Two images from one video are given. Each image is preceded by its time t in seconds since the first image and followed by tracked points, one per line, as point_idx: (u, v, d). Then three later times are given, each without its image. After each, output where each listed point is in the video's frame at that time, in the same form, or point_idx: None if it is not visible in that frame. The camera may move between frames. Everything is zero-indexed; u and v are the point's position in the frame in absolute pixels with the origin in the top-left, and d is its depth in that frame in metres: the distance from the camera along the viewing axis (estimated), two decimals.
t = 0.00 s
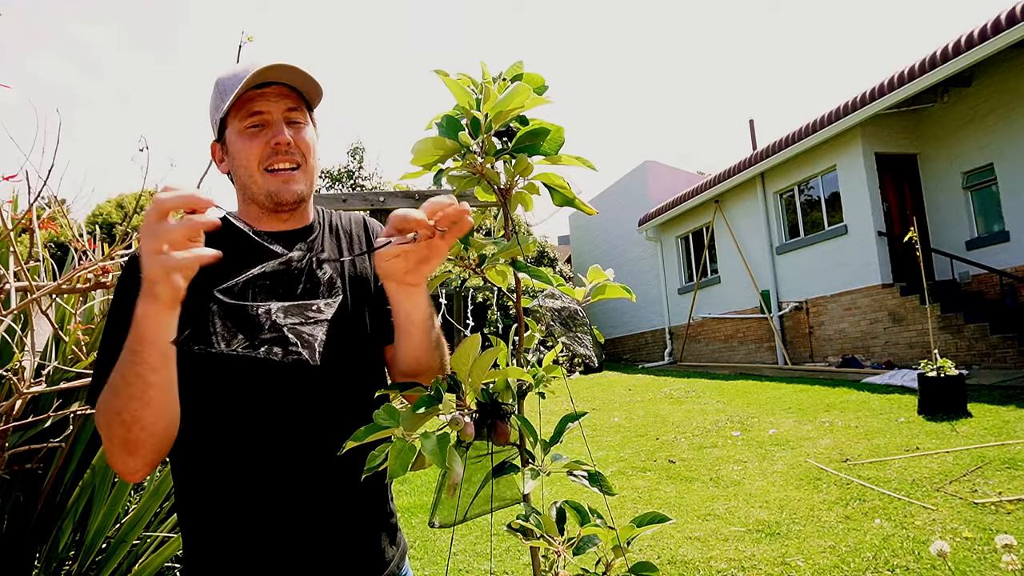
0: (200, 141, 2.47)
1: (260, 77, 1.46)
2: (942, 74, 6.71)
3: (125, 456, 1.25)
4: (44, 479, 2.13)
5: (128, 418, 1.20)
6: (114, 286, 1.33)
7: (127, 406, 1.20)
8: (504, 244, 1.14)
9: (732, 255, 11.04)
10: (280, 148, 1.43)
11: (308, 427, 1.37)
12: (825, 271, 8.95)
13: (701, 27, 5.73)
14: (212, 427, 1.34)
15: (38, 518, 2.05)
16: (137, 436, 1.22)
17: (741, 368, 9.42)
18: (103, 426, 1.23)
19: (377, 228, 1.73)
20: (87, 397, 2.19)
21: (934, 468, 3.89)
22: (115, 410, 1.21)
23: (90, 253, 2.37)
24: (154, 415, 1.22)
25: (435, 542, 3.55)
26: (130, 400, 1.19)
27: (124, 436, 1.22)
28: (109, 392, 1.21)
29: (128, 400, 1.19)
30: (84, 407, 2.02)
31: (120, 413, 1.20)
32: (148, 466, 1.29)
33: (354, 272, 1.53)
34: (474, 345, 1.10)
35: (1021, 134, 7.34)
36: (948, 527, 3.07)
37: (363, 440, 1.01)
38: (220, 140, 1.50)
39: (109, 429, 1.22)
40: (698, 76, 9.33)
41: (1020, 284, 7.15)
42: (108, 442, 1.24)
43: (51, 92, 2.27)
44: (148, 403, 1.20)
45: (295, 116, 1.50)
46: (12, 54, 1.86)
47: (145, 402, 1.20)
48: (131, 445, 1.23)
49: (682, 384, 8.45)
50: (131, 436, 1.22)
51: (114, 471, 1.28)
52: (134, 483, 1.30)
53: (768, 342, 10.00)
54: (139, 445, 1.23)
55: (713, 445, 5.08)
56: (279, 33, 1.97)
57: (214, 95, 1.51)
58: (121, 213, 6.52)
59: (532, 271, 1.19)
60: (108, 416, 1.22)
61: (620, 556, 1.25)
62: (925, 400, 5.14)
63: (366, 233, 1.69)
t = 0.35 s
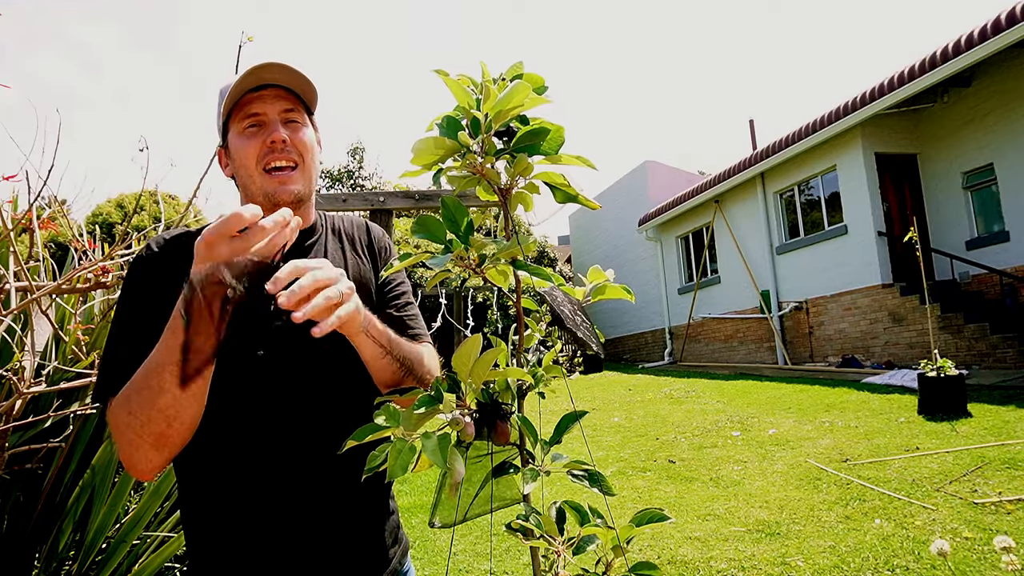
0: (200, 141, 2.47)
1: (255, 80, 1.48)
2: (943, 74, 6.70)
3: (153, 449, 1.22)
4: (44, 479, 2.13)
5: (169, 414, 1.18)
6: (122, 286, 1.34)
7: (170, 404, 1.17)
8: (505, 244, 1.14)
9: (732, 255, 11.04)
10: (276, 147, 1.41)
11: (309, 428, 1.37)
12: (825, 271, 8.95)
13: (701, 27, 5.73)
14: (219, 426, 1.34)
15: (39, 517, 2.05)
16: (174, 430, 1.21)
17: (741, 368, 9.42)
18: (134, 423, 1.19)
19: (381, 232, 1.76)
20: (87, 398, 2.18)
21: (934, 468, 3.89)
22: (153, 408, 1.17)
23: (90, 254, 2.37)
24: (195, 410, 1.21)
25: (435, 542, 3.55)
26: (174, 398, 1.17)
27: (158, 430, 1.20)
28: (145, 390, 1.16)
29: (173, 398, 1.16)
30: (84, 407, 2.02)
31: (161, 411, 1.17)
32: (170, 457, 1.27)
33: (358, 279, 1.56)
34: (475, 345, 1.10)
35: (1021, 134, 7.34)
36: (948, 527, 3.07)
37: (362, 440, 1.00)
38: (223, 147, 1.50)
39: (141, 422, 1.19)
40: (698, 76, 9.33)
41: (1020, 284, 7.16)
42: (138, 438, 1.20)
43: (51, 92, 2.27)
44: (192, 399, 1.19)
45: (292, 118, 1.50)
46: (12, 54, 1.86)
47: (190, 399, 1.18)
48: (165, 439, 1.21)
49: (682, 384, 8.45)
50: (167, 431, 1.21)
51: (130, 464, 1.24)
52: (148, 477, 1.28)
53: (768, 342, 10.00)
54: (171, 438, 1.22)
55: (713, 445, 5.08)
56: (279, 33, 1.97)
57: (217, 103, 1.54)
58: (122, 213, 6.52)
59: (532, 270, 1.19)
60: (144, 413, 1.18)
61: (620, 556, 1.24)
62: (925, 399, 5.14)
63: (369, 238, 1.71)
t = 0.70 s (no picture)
0: (200, 141, 2.47)
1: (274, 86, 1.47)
2: (943, 74, 6.70)
3: (161, 442, 1.20)
4: (44, 479, 2.13)
5: (179, 402, 1.16)
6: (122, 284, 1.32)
7: (182, 392, 1.16)
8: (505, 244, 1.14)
9: (732, 255, 11.04)
10: (285, 156, 1.42)
11: (309, 427, 1.38)
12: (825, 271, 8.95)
13: (701, 27, 5.72)
14: (219, 425, 1.33)
15: (39, 517, 2.05)
16: (184, 422, 1.19)
17: (741, 368, 9.42)
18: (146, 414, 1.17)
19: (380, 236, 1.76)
20: (87, 398, 2.18)
21: (934, 468, 3.89)
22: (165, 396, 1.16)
23: (90, 253, 2.37)
24: (205, 398, 1.19)
25: (435, 542, 3.55)
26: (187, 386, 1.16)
27: (168, 420, 1.18)
28: (160, 378, 1.15)
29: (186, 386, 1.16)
30: (84, 407, 2.02)
31: (173, 400, 1.16)
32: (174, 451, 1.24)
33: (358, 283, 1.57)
34: (476, 344, 1.10)
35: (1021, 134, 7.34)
36: (948, 528, 3.07)
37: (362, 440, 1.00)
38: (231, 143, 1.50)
39: (152, 413, 1.17)
40: (698, 76, 9.33)
41: (1020, 284, 7.16)
42: (148, 430, 1.18)
43: (51, 92, 2.26)
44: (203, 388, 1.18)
45: (304, 126, 1.50)
46: (13, 54, 1.86)
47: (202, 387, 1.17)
48: (175, 431, 1.19)
49: (682, 384, 8.45)
50: (177, 422, 1.19)
51: (136, 458, 1.21)
52: (151, 472, 1.25)
53: (768, 342, 10.00)
54: (180, 430, 1.20)
55: (713, 445, 5.08)
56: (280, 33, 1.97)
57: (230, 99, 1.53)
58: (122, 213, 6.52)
59: (533, 270, 1.18)
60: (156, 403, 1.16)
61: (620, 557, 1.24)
62: (925, 399, 5.14)
63: (368, 241, 1.72)
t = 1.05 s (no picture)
0: (200, 141, 2.47)
1: (278, 95, 1.45)
2: (943, 74, 6.70)
3: (141, 436, 1.18)
4: (44, 479, 2.13)
5: (155, 395, 1.14)
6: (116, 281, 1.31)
7: (156, 383, 1.14)
8: (505, 244, 1.14)
9: (732, 255, 11.04)
10: (286, 168, 1.43)
11: (309, 427, 1.38)
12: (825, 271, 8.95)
13: (701, 27, 5.72)
14: (216, 425, 1.33)
15: (39, 517, 2.05)
16: (162, 414, 1.17)
17: (740, 368, 9.42)
18: (124, 406, 1.17)
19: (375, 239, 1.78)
20: (87, 398, 2.18)
21: (934, 468, 3.89)
22: (142, 386, 1.14)
23: (90, 254, 2.37)
24: (183, 393, 1.17)
25: (435, 543, 3.55)
26: (160, 376, 1.13)
27: (146, 414, 1.16)
28: (137, 367, 1.15)
29: (160, 375, 1.14)
30: (83, 407, 2.02)
31: (147, 390, 1.14)
32: (161, 450, 1.22)
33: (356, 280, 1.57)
34: (477, 344, 1.10)
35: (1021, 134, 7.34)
36: (948, 527, 3.07)
37: (362, 441, 1.00)
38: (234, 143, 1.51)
39: (130, 404, 1.16)
40: (698, 76, 9.33)
41: (1020, 283, 7.16)
42: (128, 424, 1.17)
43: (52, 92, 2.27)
44: (180, 379, 1.15)
45: (306, 136, 1.50)
46: (15, 55, 1.87)
47: (177, 378, 1.15)
48: (153, 425, 1.17)
49: (682, 384, 8.45)
50: (155, 415, 1.16)
51: (122, 456, 1.21)
52: (142, 473, 1.24)
53: (768, 342, 10.00)
54: (160, 425, 1.18)
55: (713, 445, 5.08)
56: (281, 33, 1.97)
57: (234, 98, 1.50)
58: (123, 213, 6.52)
59: (533, 270, 1.18)
60: (132, 392, 1.16)
61: (620, 557, 1.25)
62: (925, 399, 5.14)
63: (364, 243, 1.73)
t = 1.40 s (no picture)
0: (200, 141, 2.47)
1: (278, 103, 1.43)
2: (943, 74, 6.70)
3: (140, 440, 1.18)
4: (44, 479, 2.13)
5: (155, 400, 1.15)
6: (115, 282, 1.31)
7: (157, 389, 1.14)
8: (505, 245, 1.14)
9: (732, 255, 11.04)
10: (284, 175, 1.43)
11: (309, 428, 1.38)
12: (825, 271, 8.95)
13: (701, 27, 5.71)
14: (215, 425, 1.33)
15: (40, 516, 2.05)
16: (162, 420, 1.17)
17: (740, 368, 9.42)
18: (124, 410, 1.17)
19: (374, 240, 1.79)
20: (87, 398, 2.18)
21: (934, 468, 3.89)
22: (142, 391, 1.14)
23: (90, 254, 2.37)
24: (183, 399, 1.17)
25: (435, 543, 3.55)
26: (162, 382, 1.13)
27: (146, 419, 1.16)
28: (139, 372, 1.14)
29: (161, 381, 1.13)
30: (83, 407, 2.02)
31: (148, 395, 1.14)
32: (160, 453, 1.23)
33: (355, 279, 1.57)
34: (476, 344, 1.10)
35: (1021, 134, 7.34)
36: (948, 527, 3.07)
37: (362, 441, 1.00)
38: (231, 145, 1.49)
39: (131, 408, 1.16)
40: (698, 76, 9.33)
41: (1020, 283, 7.16)
42: (127, 427, 1.17)
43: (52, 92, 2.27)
44: (181, 386, 1.15)
45: (305, 143, 1.48)
46: (15, 56, 1.87)
47: (179, 384, 1.15)
48: (153, 429, 1.17)
49: (682, 384, 8.45)
50: (156, 420, 1.16)
51: (120, 457, 1.21)
52: (139, 475, 1.24)
53: (768, 342, 10.00)
54: (160, 430, 1.18)
55: (713, 445, 5.08)
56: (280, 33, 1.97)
57: (232, 100, 1.48)
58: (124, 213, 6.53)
59: (533, 271, 1.19)
60: (133, 398, 1.15)
61: (621, 556, 1.24)
62: (925, 400, 5.14)
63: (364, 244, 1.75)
